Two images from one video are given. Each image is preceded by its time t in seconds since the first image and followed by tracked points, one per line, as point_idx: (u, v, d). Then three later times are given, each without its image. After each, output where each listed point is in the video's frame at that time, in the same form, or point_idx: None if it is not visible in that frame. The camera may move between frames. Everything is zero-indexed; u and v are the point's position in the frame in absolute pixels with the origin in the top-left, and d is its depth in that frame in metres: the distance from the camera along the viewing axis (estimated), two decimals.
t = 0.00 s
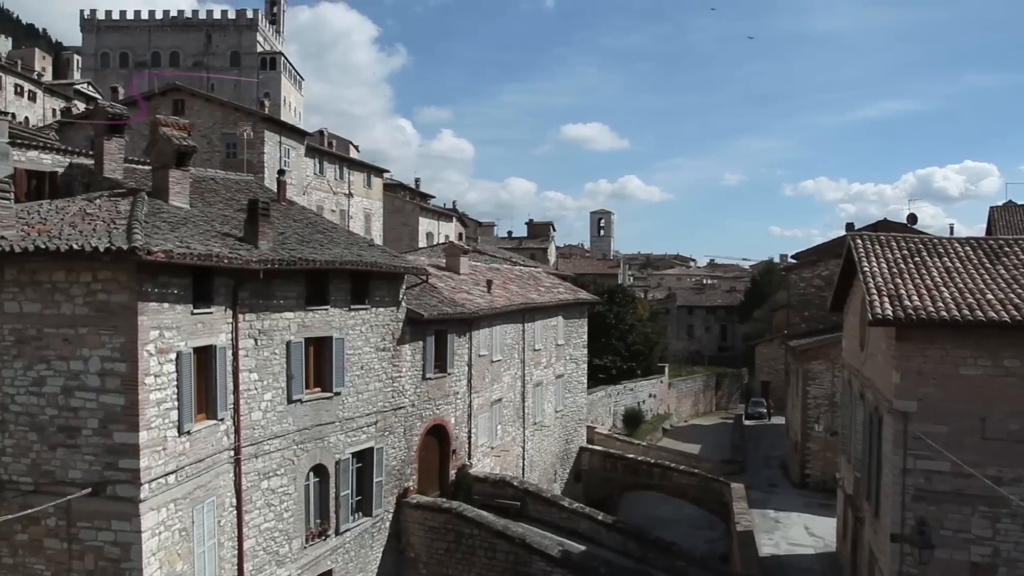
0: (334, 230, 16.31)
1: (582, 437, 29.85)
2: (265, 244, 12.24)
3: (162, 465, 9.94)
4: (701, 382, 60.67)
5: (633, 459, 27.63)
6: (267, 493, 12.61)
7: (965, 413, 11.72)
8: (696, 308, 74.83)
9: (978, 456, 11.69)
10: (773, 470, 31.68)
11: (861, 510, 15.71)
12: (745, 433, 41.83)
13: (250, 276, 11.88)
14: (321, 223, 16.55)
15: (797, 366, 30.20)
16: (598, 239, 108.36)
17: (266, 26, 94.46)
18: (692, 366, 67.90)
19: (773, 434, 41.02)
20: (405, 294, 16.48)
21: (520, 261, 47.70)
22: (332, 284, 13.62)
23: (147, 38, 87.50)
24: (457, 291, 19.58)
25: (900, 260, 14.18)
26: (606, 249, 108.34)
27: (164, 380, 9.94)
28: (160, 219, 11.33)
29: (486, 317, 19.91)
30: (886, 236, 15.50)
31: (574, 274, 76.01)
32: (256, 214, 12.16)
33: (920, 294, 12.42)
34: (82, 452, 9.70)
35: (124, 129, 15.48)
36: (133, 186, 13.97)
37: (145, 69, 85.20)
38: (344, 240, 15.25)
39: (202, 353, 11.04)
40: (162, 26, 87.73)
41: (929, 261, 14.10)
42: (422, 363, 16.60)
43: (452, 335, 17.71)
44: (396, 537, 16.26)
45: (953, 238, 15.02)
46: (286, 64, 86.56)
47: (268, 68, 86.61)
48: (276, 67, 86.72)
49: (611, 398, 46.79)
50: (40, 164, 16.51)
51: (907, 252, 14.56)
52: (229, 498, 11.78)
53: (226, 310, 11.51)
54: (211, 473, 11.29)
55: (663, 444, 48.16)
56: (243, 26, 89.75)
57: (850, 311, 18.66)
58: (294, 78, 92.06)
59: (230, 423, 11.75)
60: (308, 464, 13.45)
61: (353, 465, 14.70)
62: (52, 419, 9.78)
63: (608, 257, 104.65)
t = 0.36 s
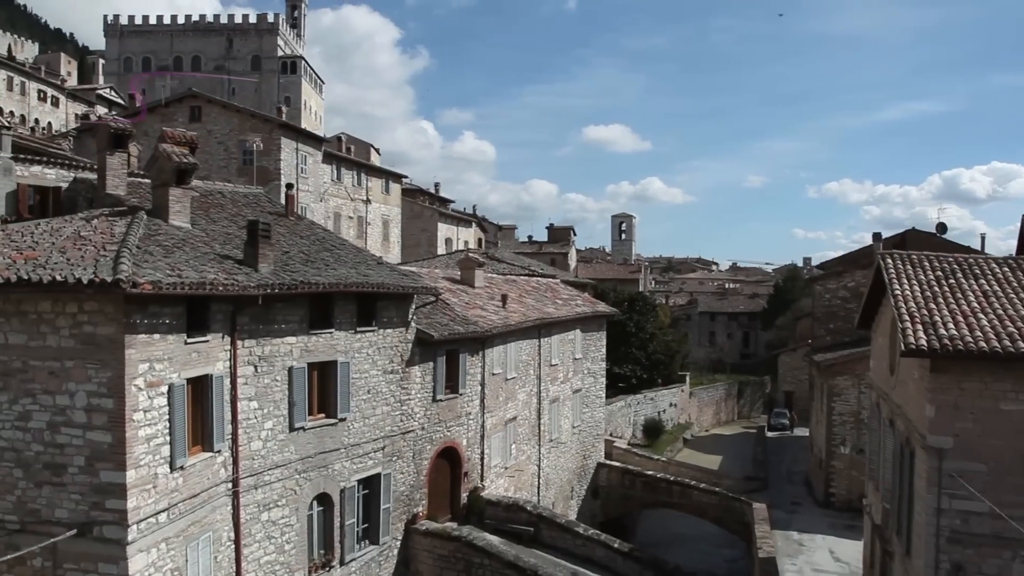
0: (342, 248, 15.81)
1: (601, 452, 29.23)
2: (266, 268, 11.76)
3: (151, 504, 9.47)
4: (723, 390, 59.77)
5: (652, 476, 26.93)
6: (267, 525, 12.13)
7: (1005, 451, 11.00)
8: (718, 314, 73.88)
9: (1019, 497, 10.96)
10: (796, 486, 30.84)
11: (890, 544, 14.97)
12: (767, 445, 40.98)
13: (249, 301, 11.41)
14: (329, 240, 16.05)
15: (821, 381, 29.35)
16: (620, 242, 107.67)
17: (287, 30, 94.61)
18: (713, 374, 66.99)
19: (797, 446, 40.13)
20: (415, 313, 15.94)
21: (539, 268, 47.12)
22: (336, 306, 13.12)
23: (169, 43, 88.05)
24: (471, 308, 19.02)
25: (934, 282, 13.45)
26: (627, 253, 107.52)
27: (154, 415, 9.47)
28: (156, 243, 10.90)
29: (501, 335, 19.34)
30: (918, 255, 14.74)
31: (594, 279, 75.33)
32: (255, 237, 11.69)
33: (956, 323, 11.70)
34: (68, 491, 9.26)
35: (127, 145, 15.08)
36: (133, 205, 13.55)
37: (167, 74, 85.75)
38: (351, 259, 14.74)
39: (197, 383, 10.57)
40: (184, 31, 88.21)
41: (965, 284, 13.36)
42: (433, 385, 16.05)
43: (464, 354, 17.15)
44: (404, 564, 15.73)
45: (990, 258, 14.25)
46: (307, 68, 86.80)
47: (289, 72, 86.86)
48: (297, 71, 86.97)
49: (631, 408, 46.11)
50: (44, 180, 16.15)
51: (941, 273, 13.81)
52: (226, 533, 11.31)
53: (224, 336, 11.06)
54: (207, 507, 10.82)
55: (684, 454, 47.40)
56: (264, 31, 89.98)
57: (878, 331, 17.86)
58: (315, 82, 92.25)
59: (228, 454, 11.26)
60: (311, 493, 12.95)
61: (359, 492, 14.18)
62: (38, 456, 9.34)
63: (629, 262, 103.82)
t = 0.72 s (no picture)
0: (351, 266, 15.32)
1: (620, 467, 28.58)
2: (265, 291, 11.28)
3: (140, 546, 8.97)
4: (745, 398, 58.83)
5: (672, 493, 26.22)
6: (267, 558, 11.62)
7: None
8: (740, 320, 72.83)
9: None
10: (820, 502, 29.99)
11: None
12: (791, 458, 40.09)
13: (248, 326, 10.93)
14: (337, 258, 15.57)
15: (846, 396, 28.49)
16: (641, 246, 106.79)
17: (308, 34, 94.68)
18: (735, 382, 66.01)
19: (821, 459, 39.22)
20: (425, 333, 15.41)
21: (559, 274, 46.48)
22: (341, 330, 12.63)
23: (191, 47, 88.51)
24: (485, 325, 18.46)
25: (971, 306, 12.73)
26: (647, 257, 106.59)
27: (143, 452, 8.99)
28: (150, 267, 10.46)
29: (515, 352, 18.75)
30: (953, 275, 14.01)
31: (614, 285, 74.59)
32: (255, 259, 11.22)
33: (996, 354, 11.01)
34: (53, 532, 8.80)
35: (130, 159, 14.72)
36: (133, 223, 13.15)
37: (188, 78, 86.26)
38: (359, 279, 14.26)
39: (191, 414, 10.08)
40: (205, 35, 88.57)
41: (1003, 309, 12.64)
42: (444, 407, 15.49)
43: (476, 374, 16.58)
44: None
45: None
46: (327, 72, 86.83)
47: (309, 76, 86.87)
48: (317, 75, 87.01)
49: (651, 417, 45.38)
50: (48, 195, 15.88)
51: (978, 296, 13.08)
52: (223, 569, 10.80)
53: (221, 364, 10.59)
54: (203, 543, 10.32)
55: (704, 465, 46.59)
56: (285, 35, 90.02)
57: (908, 352, 17.11)
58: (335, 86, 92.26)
59: (226, 487, 10.76)
60: (314, 524, 12.42)
61: (365, 520, 13.64)
62: (22, 494, 8.89)
63: (650, 266, 102.91)
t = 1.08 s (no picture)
0: (360, 284, 14.80)
1: (639, 483, 27.87)
2: (265, 317, 10.78)
3: None
4: (767, 407, 57.84)
5: (692, 511, 25.46)
6: None
7: None
8: (763, 326, 71.73)
9: None
10: (845, 520, 29.10)
11: None
12: (814, 471, 39.15)
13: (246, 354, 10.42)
14: (347, 276, 15.06)
15: (873, 412, 27.58)
16: (662, 250, 105.86)
17: (328, 38, 94.63)
18: (757, 390, 64.96)
19: (846, 473, 38.25)
20: (436, 354, 14.83)
21: (578, 281, 45.79)
22: (346, 354, 12.10)
23: (212, 52, 88.79)
24: (498, 342, 17.86)
25: (1011, 333, 11.97)
26: (668, 261, 105.54)
27: (130, 492, 8.49)
28: (144, 293, 10.00)
29: (530, 371, 18.13)
30: (991, 297, 13.22)
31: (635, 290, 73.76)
32: (255, 282, 10.73)
33: None
34: None
35: (133, 175, 14.32)
36: (133, 241, 12.72)
37: (209, 82, 86.80)
38: (367, 299, 13.73)
39: (184, 449, 9.59)
40: (226, 39, 88.81)
41: None
42: (455, 430, 14.91)
43: (489, 395, 15.98)
44: None
45: None
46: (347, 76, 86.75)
47: (329, 79, 86.77)
48: (337, 79, 86.93)
49: (671, 428, 44.60)
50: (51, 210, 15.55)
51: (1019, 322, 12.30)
52: None
53: (216, 394, 10.09)
54: None
55: (726, 477, 45.73)
56: (305, 39, 89.93)
57: (942, 375, 16.32)
58: (355, 90, 92.17)
59: (221, 522, 10.25)
60: (316, 557, 11.87)
61: (370, 550, 13.08)
62: (3, 536, 8.44)
63: (670, 270, 101.87)
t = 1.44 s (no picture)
0: (369, 304, 14.25)
1: (659, 499, 27.17)
2: (265, 344, 10.25)
3: None
4: (791, 416, 56.81)
5: (714, 530, 24.70)
6: None
7: None
8: (786, 333, 70.62)
9: None
10: (872, 538, 28.20)
11: None
12: (838, 485, 38.22)
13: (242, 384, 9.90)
14: (355, 295, 14.53)
15: (901, 429, 26.64)
16: (684, 254, 104.87)
17: (349, 41, 94.51)
18: (781, 398, 63.89)
19: (872, 488, 37.26)
20: (447, 377, 14.26)
21: (598, 288, 45.08)
22: (350, 381, 11.54)
23: (233, 55, 89.06)
24: (513, 360, 17.28)
25: None
26: (689, 266, 104.45)
27: (114, 538, 7.98)
28: (136, 320, 9.51)
29: (547, 391, 17.53)
30: None
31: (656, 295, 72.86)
32: (254, 308, 10.20)
33: None
34: None
35: (136, 190, 13.93)
36: (132, 260, 12.26)
37: (231, 86, 87.92)
38: (376, 321, 13.18)
39: (175, 486, 9.09)
40: (247, 43, 89.00)
41: None
42: (466, 456, 14.33)
43: (502, 417, 15.39)
44: None
45: None
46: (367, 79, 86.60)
47: (349, 83, 86.61)
48: (358, 82, 86.78)
49: (692, 438, 43.82)
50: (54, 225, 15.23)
51: None
52: None
53: (210, 427, 9.57)
54: None
55: (748, 488, 44.79)
56: (326, 43, 89.65)
57: (979, 399, 15.49)
58: (375, 93, 91.94)
59: (217, 562, 9.72)
60: None
61: None
62: None
63: (692, 275, 100.78)
